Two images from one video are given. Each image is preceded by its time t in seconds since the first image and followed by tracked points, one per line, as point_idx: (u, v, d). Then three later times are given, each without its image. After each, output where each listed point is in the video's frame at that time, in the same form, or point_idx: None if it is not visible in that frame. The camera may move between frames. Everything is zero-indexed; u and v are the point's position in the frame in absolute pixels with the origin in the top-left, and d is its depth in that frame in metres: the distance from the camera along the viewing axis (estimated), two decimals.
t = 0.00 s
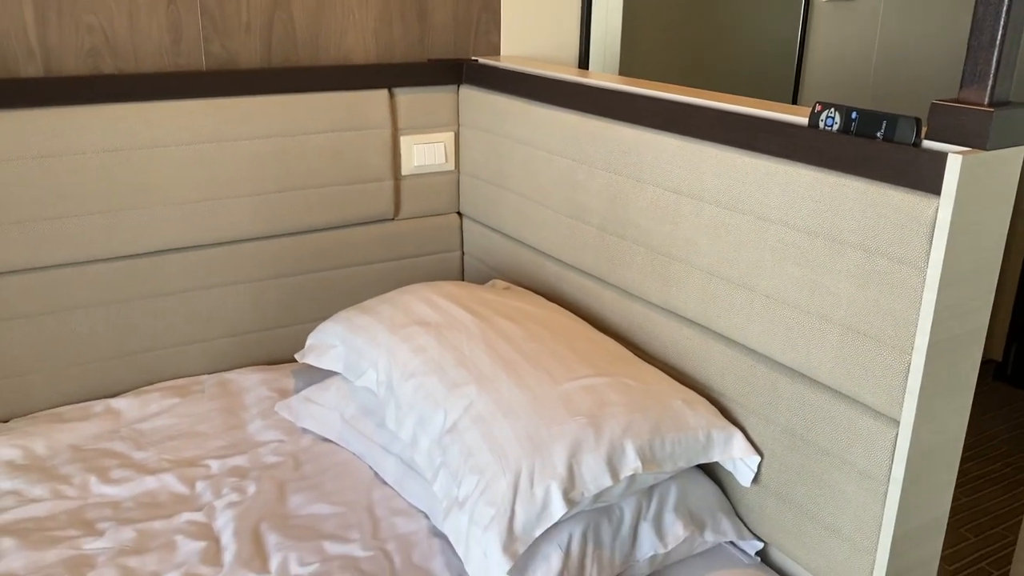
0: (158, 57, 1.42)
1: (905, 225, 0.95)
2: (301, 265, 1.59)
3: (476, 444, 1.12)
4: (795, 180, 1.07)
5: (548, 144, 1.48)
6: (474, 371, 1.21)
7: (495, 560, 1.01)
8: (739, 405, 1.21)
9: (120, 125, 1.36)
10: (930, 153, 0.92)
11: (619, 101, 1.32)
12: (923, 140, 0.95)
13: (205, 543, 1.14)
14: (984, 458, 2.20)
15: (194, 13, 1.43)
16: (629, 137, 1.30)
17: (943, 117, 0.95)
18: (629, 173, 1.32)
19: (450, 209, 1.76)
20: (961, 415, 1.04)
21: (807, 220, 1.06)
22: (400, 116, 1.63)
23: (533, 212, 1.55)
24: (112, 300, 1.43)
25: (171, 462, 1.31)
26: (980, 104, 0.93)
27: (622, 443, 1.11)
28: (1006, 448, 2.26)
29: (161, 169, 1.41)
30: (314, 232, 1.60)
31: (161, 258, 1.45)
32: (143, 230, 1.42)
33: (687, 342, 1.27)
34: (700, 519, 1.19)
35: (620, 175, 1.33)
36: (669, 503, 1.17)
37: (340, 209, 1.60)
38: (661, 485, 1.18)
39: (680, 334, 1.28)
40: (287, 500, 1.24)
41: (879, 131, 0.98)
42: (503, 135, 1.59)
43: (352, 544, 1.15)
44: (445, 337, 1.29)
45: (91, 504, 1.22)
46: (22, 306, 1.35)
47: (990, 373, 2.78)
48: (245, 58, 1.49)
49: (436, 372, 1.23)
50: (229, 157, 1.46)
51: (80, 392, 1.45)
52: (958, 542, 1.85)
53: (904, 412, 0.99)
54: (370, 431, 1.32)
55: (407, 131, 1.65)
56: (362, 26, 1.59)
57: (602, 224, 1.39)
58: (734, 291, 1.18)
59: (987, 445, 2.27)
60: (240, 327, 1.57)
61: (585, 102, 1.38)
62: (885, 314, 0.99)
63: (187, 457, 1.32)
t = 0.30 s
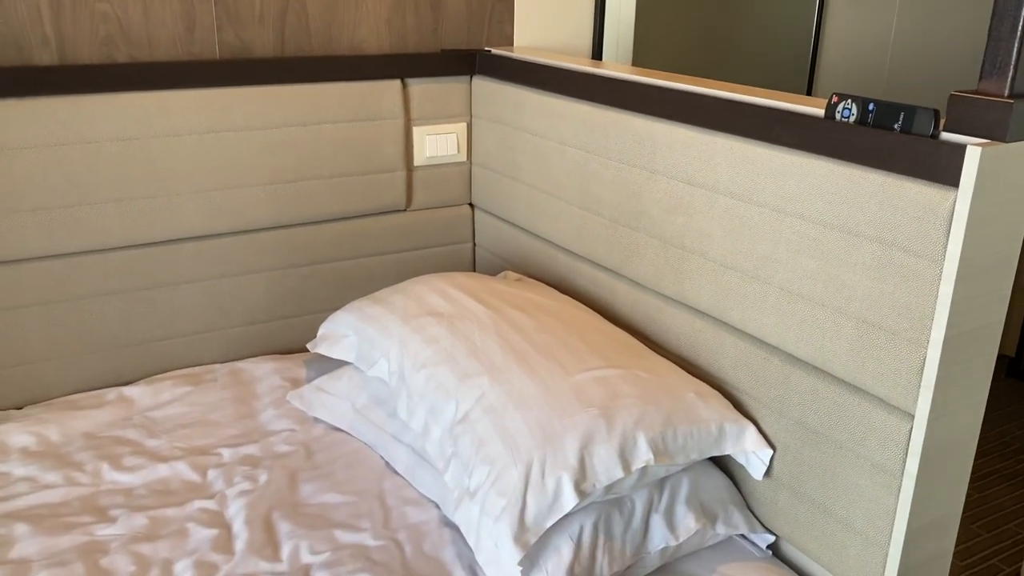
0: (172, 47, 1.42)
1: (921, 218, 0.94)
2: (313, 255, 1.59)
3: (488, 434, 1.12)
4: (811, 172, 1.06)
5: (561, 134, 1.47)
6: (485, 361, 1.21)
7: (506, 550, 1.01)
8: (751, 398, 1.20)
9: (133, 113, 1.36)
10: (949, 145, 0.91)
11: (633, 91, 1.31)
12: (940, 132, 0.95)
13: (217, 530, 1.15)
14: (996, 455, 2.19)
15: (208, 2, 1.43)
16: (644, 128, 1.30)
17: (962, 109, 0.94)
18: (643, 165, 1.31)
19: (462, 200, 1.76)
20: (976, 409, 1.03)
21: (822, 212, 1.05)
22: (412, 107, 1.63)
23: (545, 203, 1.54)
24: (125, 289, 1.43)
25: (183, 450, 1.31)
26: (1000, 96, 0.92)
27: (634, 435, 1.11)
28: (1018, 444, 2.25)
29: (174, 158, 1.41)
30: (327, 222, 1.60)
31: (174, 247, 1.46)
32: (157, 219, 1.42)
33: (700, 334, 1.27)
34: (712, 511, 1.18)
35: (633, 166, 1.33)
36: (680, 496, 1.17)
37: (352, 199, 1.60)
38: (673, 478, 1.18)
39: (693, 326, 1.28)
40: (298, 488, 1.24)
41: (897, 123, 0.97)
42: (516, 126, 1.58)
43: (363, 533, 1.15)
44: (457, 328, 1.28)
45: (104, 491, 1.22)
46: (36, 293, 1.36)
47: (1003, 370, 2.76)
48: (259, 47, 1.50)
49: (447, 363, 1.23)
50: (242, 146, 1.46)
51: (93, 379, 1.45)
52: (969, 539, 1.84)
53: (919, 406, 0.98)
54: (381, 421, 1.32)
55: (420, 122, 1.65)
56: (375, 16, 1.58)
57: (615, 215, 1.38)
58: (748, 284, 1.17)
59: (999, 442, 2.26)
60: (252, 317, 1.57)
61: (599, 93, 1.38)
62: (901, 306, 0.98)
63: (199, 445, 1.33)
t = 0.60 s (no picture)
0: (189, 38, 1.43)
1: (942, 211, 0.93)
2: (328, 246, 1.60)
3: (502, 425, 1.12)
4: (830, 164, 1.05)
5: (577, 126, 1.47)
6: (500, 353, 1.21)
7: (521, 541, 1.02)
8: (767, 392, 1.20)
9: (150, 102, 1.37)
10: (971, 137, 0.90)
11: (650, 83, 1.31)
12: (962, 125, 0.94)
13: (233, 519, 1.15)
14: (1012, 453, 2.17)
15: None
16: (661, 120, 1.29)
17: (985, 101, 0.93)
18: (660, 157, 1.31)
19: (477, 192, 1.76)
20: (995, 404, 1.02)
21: (841, 205, 1.05)
22: (428, 98, 1.63)
23: (561, 195, 1.54)
24: (142, 278, 1.44)
25: (199, 439, 1.32)
26: None
27: (649, 427, 1.11)
28: None
29: (190, 148, 1.42)
30: (342, 214, 1.60)
31: (190, 236, 1.46)
32: (173, 209, 1.43)
33: (716, 327, 1.26)
34: (727, 505, 1.18)
35: (650, 158, 1.32)
36: (695, 489, 1.16)
37: (368, 191, 1.60)
38: (688, 471, 1.17)
39: (708, 319, 1.27)
40: (313, 478, 1.25)
41: (918, 116, 0.96)
42: (532, 118, 1.58)
43: (377, 523, 1.16)
44: (471, 319, 1.29)
45: (120, 479, 1.23)
46: (53, 283, 1.37)
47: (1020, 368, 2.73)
48: (275, 38, 1.50)
49: (462, 354, 1.23)
50: (257, 137, 1.47)
51: (109, 368, 1.46)
52: (984, 537, 1.83)
53: (938, 401, 0.97)
54: (396, 412, 1.33)
55: (435, 113, 1.65)
56: (391, 6, 1.58)
57: (630, 208, 1.38)
58: (766, 277, 1.17)
59: (1015, 440, 2.24)
60: (267, 307, 1.58)
61: (615, 84, 1.37)
62: (920, 300, 0.97)
63: (215, 434, 1.33)
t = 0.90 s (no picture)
0: (208, 29, 1.44)
1: (965, 205, 0.92)
2: (345, 239, 1.60)
3: (519, 418, 1.12)
4: (851, 158, 1.04)
5: (595, 119, 1.46)
6: (516, 346, 1.21)
7: (537, 534, 1.02)
8: (785, 387, 1.19)
9: (168, 94, 1.37)
10: (996, 131, 0.89)
11: (669, 76, 1.30)
12: (986, 119, 0.93)
13: (250, 509, 1.16)
14: None
15: None
16: (680, 113, 1.29)
17: (1010, 95, 0.92)
18: (679, 150, 1.30)
19: (493, 185, 1.76)
20: (1018, 401, 1.01)
21: (862, 199, 1.04)
22: (445, 91, 1.63)
23: (578, 189, 1.54)
24: (160, 269, 1.45)
25: (216, 429, 1.33)
26: None
27: (667, 421, 1.10)
28: None
29: (209, 140, 1.42)
30: (359, 206, 1.60)
31: (208, 228, 1.47)
32: (192, 200, 1.44)
33: (733, 322, 1.26)
34: (743, 500, 1.17)
35: (668, 152, 1.32)
36: (711, 484, 1.16)
37: (385, 184, 1.60)
38: (704, 465, 1.17)
39: (726, 314, 1.27)
40: (329, 469, 1.25)
41: (941, 109, 0.96)
42: (550, 111, 1.58)
43: (393, 514, 1.16)
44: (488, 312, 1.28)
45: (138, 468, 1.24)
46: (72, 273, 1.38)
47: None
48: (294, 30, 1.50)
49: (478, 346, 1.23)
50: (276, 129, 1.47)
51: (127, 358, 1.47)
52: (1001, 535, 1.81)
53: (960, 397, 0.96)
54: (412, 404, 1.33)
55: (452, 106, 1.65)
56: None
57: (648, 202, 1.38)
58: (785, 272, 1.16)
59: None
60: (284, 299, 1.58)
61: (634, 78, 1.37)
62: (942, 296, 0.96)
63: (232, 425, 1.34)
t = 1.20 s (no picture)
0: (228, 23, 1.45)
1: (987, 203, 0.91)
2: (362, 234, 1.61)
3: (535, 413, 1.12)
4: (871, 155, 1.04)
5: (613, 115, 1.46)
6: (533, 342, 1.21)
7: (553, 529, 1.02)
8: (803, 385, 1.19)
9: (187, 88, 1.38)
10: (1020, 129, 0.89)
11: (688, 72, 1.30)
12: (1010, 116, 0.92)
13: (267, 501, 1.17)
14: None
15: None
16: (698, 109, 1.28)
17: None
18: (697, 147, 1.30)
19: (510, 182, 1.76)
20: None
21: (882, 197, 1.03)
22: (463, 87, 1.63)
23: (595, 185, 1.54)
24: (178, 263, 1.46)
25: (233, 422, 1.33)
26: None
27: (683, 418, 1.10)
28: None
29: (228, 133, 1.43)
30: (376, 201, 1.61)
31: (226, 222, 1.48)
32: (209, 194, 1.44)
33: (751, 320, 1.25)
34: (759, 498, 1.17)
35: (686, 149, 1.32)
36: (728, 481, 1.16)
37: (402, 179, 1.61)
38: (721, 463, 1.17)
39: (743, 311, 1.27)
40: (345, 462, 1.26)
41: (964, 106, 0.95)
42: (567, 107, 1.58)
43: (409, 508, 1.16)
44: (504, 308, 1.29)
45: (156, 460, 1.25)
46: (91, 265, 1.39)
47: None
48: (313, 25, 1.51)
49: (495, 342, 1.23)
50: (294, 124, 1.48)
51: (146, 351, 1.48)
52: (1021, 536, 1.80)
53: (980, 396, 0.96)
54: (428, 399, 1.33)
55: (469, 102, 1.65)
56: None
57: (666, 199, 1.37)
58: (804, 269, 1.15)
59: None
60: (301, 293, 1.59)
61: (653, 74, 1.37)
62: (963, 294, 0.95)
63: (249, 418, 1.35)
